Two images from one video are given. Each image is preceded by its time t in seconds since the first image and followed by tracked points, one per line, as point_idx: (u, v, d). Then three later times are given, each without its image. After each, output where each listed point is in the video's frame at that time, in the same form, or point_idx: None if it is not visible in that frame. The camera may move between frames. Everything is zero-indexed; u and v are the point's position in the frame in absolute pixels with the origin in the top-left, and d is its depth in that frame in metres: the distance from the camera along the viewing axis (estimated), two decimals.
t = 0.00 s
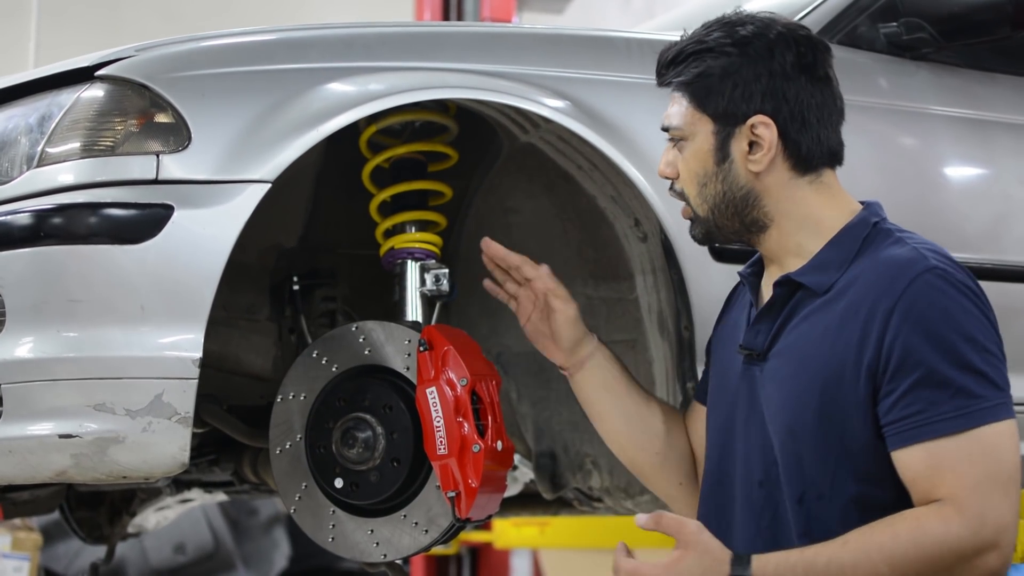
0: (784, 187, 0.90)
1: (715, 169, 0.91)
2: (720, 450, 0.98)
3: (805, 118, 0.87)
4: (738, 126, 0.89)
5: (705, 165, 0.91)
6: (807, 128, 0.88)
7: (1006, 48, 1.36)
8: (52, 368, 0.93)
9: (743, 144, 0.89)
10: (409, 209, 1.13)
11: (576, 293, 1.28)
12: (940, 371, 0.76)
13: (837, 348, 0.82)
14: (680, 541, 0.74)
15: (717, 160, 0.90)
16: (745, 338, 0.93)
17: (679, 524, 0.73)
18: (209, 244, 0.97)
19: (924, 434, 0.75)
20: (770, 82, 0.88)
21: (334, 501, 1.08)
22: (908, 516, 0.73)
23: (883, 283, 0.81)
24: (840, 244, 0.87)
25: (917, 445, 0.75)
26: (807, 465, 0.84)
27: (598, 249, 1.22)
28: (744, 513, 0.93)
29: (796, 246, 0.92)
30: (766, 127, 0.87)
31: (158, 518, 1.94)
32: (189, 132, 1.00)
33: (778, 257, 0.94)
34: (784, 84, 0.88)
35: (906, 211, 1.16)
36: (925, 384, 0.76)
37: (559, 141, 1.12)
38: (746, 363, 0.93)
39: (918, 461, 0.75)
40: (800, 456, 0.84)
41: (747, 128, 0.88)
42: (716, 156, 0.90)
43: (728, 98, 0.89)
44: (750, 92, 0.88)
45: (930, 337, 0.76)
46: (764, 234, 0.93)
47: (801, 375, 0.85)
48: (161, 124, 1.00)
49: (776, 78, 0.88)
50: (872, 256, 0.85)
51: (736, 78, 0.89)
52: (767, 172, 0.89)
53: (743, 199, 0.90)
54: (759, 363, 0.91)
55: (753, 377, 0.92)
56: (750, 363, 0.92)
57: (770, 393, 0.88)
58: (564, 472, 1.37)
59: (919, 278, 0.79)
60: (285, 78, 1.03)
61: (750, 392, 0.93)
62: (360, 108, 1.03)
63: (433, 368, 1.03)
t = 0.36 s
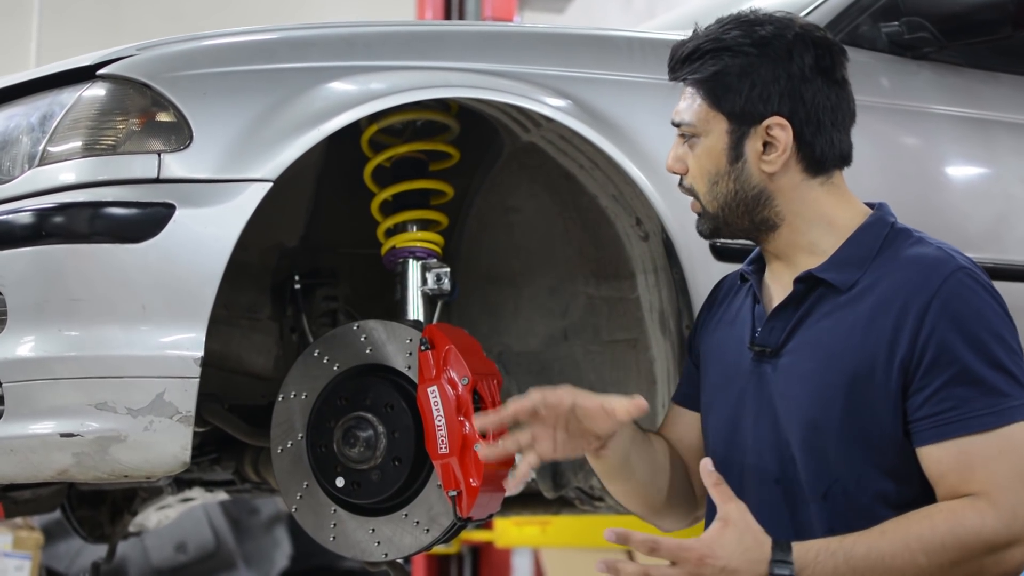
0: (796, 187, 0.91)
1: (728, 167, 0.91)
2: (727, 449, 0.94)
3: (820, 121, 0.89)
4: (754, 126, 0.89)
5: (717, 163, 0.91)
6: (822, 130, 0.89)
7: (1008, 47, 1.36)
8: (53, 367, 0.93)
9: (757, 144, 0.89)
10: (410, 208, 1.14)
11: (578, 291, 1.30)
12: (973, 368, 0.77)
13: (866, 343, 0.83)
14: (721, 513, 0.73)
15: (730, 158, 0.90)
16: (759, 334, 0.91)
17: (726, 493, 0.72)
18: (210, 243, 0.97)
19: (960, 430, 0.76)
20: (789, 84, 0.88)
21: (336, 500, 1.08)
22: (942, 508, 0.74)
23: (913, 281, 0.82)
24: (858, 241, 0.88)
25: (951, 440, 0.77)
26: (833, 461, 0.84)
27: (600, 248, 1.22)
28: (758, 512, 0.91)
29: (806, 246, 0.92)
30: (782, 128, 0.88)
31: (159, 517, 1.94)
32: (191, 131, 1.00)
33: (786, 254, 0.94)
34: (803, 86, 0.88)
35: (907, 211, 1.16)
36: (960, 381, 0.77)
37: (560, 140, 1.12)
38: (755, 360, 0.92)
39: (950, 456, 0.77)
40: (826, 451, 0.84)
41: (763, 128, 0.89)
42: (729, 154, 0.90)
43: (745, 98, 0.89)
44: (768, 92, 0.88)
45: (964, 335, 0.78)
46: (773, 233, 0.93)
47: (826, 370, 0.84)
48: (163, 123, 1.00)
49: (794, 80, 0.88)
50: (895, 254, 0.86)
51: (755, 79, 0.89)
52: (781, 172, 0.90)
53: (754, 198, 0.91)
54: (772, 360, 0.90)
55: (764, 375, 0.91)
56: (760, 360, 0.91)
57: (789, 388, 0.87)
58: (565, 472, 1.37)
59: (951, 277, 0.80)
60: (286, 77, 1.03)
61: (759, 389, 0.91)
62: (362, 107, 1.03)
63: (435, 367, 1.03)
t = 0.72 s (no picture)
0: (835, 179, 0.93)
1: (808, 150, 0.89)
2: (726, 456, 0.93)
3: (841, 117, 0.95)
4: (820, 110, 0.91)
5: (801, 144, 0.89)
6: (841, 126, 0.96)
7: (1007, 51, 1.37)
8: (51, 371, 0.93)
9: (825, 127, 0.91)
10: (408, 212, 1.14)
11: (578, 296, 1.30)
12: (984, 366, 0.77)
13: (876, 344, 0.83)
14: (731, 516, 0.74)
15: (810, 141, 0.89)
16: (763, 339, 0.91)
17: (731, 500, 0.74)
18: (209, 247, 0.97)
19: (971, 427, 0.76)
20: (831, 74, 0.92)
21: (335, 504, 1.08)
22: (952, 507, 0.74)
23: (922, 282, 0.83)
24: (858, 244, 0.88)
25: (961, 438, 0.76)
26: (843, 461, 0.83)
27: (599, 252, 1.22)
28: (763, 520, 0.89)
29: (825, 246, 0.91)
30: (838, 113, 0.93)
31: (158, 521, 1.93)
32: (189, 135, 1.00)
33: (799, 257, 0.93)
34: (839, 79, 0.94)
35: (906, 215, 1.16)
36: (970, 379, 0.77)
37: (558, 144, 1.12)
38: (758, 366, 0.91)
39: (960, 455, 0.77)
40: (835, 453, 0.83)
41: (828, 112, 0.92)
42: (809, 137, 0.89)
43: (813, 82, 0.90)
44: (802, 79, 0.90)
45: (975, 333, 0.78)
46: (808, 228, 0.91)
47: (834, 372, 0.84)
48: (161, 127, 1.00)
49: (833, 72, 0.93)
50: (899, 257, 0.87)
51: (817, 65, 0.91)
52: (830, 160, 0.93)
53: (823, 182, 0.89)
54: (774, 365, 0.90)
55: (766, 380, 0.90)
56: (762, 366, 0.90)
57: (795, 390, 0.87)
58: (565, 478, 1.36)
59: (960, 277, 0.81)
60: (285, 82, 1.03)
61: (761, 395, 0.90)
62: (360, 111, 1.03)
63: (433, 372, 1.03)
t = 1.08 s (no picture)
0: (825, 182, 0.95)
1: (811, 152, 0.91)
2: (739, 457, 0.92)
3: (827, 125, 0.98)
4: (816, 114, 0.93)
5: (804, 146, 0.90)
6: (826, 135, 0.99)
7: (1009, 51, 1.37)
8: (54, 371, 0.93)
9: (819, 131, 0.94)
10: (410, 212, 1.14)
11: (579, 296, 1.30)
12: (996, 349, 0.78)
13: (887, 335, 0.83)
14: (765, 479, 0.74)
15: (812, 144, 0.91)
16: (769, 339, 0.90)
17: (766, 463, 0.75)
18: (211, 248, 0.97)
19: (988, 409, 0.77)
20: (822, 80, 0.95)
21: (338, 504, 1.08)
22: (978, 479, 0.75)
23: (929, 273, 0.84)
24: (857, 240, 0.90)
25: (979, 420, 0.78)
26: (862, 453, 0.82)
27: (601, 251, 1.22)
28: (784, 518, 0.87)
29: (824, 247, 0.92)
30: (828, 119, 0.96)
31: (160, 521, 1.93)
32: (192, 135, 1.00)
33: (798, 257, 0.93)
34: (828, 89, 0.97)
35: (909, 215, 1.16)
36: (983, 362, 0.78)
37: (561, 144, 1.12)
38: (765, 366, 0.89)
39: (980, 437, 0.78)
40: (853, 445, 0.83)
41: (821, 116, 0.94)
42: (811, 139, 0.91)
43: (811, 86, 0.93)
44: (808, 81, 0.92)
45: (985, 319, 0.79)
46: (810, 230, 0.91)
47: (847, 365, 0.84)
48: (164, 127, 1.00)
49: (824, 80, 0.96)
50: (901, 252, 0.88)
51: (813, 71, 0.94)
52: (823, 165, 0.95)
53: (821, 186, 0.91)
54: (782, 365, 0.88)
55: (773, 380, 0.88)
56: (770, 366, 0.89)
57: (807, 386, 0.86)
58: (567, 476, 1.38)
59: (964, 266, 0.83)
60: (288, 82, 1.03)
61: (768, 396, 0.88)
62: (363, 111, 1.03)
63: (436, 372, 1.03)
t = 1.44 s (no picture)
0: (813, 179, 0.92)
1: (773, 155, 0.89)
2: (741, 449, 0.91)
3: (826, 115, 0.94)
4: (792, 112, 0.90)
5: (762, 151, 0.89)
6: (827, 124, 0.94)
7: (1010, 48, 1.36)
8: (56, 368, 0.93)
9: (796, 129, 0.90)
10: (411, 209, 1.14)
11: (581, 293, 1.29)
12: (1003, 342, 0.79)
13: (893, 328, 0.83)
14: (788, 445, 0.73)
15: (776, 146, 0.89)
16: (772, 331, 0.89)
17: (787, 432, 0.74)
18: (212, 245, 0.97)
19: (998, 400, 0.77)
20: (807, 74, 0.91)
21: (339, 500, 1.08)
22: (997, 461, 0.75)
23: (933, 266, 0.84)
24: (858, 234, 0.90)
25: (991, 410, 0.78)
26: (868, 445, 0.82)
27: (603, 248, 1.22)
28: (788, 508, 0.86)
29: (820, 241, 0.92)
30: (814, 113, 0.91)
31: (161, 517, 1.94)
32: (193, 132, 1.00)
33: (794, 254, 0.93)
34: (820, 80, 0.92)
35: (911, 212, 1.16)
36: (992, 354, 0.78)
37: (563, 141, 1.12)
38: (767, 357, 0.89)
39: (992, 426, 0.78)
40: (859, 437, 0.83)
41: (801, 114, 0.90)
42: (775, 141, 0.89)
43: (784, 85, 0.89)
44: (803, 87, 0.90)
45: (991, 311, 0.80)
46: (788, 230, 0.91)
47: (853, 359, 0.84)
48: (165, 124, 1.00)
49: (813, 72, 0.91)
50: (901, 245, 0.88)
51: (789, 70, 0.90)
52: (807, 162, 0.91)
53: (790, 187, 0.89)
54: (784, 357, 0.88)
55: (776, 372, 0.88)
56: (772, 357, 0.89)
57: (812, 378, 0.85)
58: (568, 473, 1.38)
59: (968, 260, 0.83)
60: (289, 78, 1.03)
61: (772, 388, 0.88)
62: (364, 108, 1.03)
63: (437, 368, 1.03)
